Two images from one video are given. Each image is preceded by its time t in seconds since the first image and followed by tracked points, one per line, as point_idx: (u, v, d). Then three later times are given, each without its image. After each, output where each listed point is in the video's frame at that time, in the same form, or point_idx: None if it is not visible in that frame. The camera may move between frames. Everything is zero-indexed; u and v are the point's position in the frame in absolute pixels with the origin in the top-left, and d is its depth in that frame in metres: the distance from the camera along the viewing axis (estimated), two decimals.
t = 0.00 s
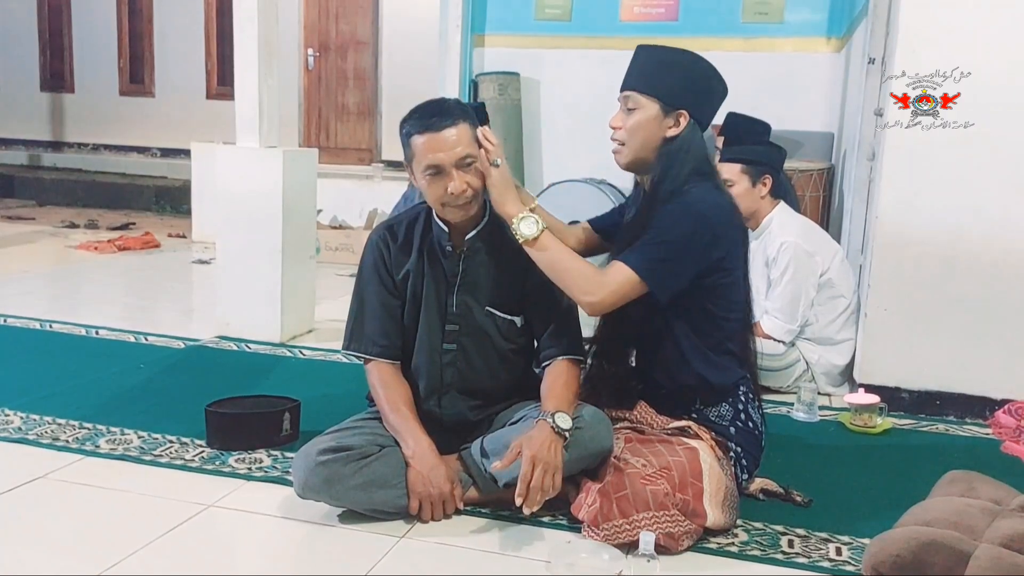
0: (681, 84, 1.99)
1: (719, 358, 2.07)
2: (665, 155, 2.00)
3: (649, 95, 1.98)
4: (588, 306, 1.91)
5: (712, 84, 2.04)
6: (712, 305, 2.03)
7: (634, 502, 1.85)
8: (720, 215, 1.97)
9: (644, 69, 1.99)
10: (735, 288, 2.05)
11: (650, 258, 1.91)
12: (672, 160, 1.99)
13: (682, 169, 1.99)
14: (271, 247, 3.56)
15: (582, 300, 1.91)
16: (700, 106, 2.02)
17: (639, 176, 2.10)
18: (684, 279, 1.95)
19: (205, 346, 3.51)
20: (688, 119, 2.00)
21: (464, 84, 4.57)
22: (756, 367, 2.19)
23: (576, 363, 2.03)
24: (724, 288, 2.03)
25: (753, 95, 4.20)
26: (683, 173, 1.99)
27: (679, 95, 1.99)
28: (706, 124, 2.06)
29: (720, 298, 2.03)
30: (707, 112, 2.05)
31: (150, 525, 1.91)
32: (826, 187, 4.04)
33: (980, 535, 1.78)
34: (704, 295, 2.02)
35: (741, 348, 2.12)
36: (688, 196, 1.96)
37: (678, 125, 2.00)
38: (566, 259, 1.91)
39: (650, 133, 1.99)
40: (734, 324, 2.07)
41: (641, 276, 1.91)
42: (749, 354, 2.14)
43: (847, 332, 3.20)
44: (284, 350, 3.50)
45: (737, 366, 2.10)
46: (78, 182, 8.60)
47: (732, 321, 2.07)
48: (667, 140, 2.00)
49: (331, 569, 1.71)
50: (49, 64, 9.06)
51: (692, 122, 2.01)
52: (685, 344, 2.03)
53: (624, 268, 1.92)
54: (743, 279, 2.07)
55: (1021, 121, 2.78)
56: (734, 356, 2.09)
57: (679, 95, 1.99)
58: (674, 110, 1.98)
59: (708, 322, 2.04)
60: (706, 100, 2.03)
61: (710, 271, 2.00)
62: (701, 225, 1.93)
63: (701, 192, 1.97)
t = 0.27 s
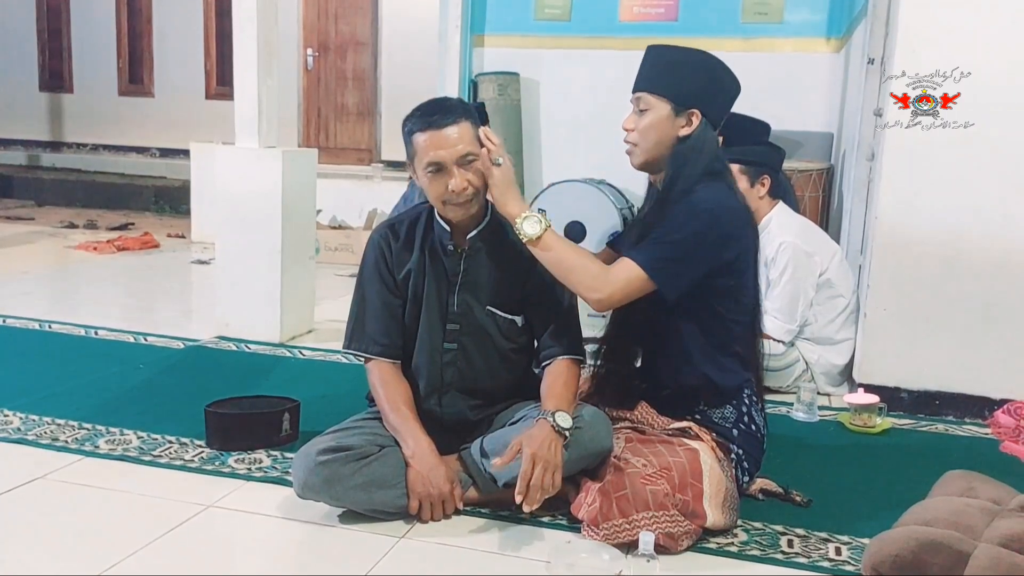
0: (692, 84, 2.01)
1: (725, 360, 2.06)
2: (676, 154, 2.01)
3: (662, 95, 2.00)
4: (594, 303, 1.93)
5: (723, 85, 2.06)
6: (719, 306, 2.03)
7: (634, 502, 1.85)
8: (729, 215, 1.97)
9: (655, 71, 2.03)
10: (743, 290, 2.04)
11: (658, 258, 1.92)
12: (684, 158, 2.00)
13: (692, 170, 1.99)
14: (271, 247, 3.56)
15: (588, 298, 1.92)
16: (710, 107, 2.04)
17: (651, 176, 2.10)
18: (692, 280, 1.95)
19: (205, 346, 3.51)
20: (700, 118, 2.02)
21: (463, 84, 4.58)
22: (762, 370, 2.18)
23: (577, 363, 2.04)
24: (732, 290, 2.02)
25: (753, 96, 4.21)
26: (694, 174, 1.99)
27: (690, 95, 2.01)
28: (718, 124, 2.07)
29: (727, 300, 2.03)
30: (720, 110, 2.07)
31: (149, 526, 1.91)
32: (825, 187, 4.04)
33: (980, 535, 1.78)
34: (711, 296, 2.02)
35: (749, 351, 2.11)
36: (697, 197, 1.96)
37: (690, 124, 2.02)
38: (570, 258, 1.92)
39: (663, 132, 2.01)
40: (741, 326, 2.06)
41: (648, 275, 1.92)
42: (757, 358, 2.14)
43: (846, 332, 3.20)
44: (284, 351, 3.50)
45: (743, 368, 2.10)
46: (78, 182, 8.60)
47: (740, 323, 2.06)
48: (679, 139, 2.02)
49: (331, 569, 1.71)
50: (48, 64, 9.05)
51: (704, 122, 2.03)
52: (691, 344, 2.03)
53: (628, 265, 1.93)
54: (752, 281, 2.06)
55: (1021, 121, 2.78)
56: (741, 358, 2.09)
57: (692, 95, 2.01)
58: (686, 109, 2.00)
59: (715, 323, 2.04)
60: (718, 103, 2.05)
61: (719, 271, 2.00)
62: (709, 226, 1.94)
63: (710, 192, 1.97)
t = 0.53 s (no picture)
0: (698, 84, 2.01)
1: (731, 360, 2.07)
2: (683, 154, 2.02)
3: (668, 96, 2.01)
4: (601, 299, 1.94)
5: (728, 85, 2.07)
6: (726, 306, 2.03)
7: (633, 502, 1.85)
8: (738, 214, 1.97)
9: (661, 71, 2.02)
10: (751, 290, 2.05)
11: (666, 254, 1.92)
12: (691, 158, 2.01)
13: (702, 168, 2.00)
14: (270, 247, 3.56)
15: (594, 294, 1.93)
16: (716, 106, 2.04)
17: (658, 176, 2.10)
18: (700, 278, 1.95)
19: (204, 346, 3.51)
20: (705, 118, 2.03)
21: (463, 84, 4.58)
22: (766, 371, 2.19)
23: (578, 363, 2.04)
24: (739, 289, 2.03)
25: (752, 96, 4.21)
26: (702, 173, 1.99)
27: (696, 96, 2.02)
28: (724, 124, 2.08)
29: (735, 300, 2.04)
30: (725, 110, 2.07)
31: (149, 526, 1.91)
32: (825, 187, 4.04)
33: (979, 535, 1.78)
34: (718, 296, 2.02)
35: (754, 352, 2.11)
36: (706, 195, 1.96)
37: (695, 124, 2.03)
38: (576, 256, 1.92)
39: (668, 133, 2.01)
40: (747, 327, 2.07)
41: (657, 272, 1.92)
42: (761, 359, 2.14)
43: (846, 331, 3.20)
44: (284, 351, 3.50)
45: (747, 369, 2.10)
46: (77, 182, 8.60)
47: (746, 324, 2.06)
48: (685, 139, 2.03)
49: (331, 569, 1.71)
50: (47, 64, 9.05)
51: (709, 121, 2.03)
52: (698, 343, 2.04)
53: (635, 260, 1.93)
54: (759, 282, 2.07)
55: (1021, 121, 2.78)
56: (746, 359, 2.09)
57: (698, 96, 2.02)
58: (690, 109, 2.01)
59: (722, 323, 2.04)
60: (725, 103, 2.06)
61: (727, 270, 2.00)
62: (718, 224, 1.94)
63: (719, 191, 1.97)
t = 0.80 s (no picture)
0: (701, 83, 2.01)
1: (735, 360, 2.07)
2: (685, 153, 2.02)
3: (669, 95, 2.00)
4: (604, 296, 1.94)
5: (731, 83, 2.06)
6: (732, 304, 2.03)
7: (632, 501, 1.85)
8: (742, 212, 1.97)
9: (664, 70, 2.02)
10: (755, 289, 2.06)
11: (671, 252, 1.92)
12: (693, 156, 2.00)
13: (708, 166, 1.99)
14: (270, 246, 3.56)
15: (599, 290, 1.93)
16: (719, 105, 2.03)
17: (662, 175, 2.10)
18: (705, 276, 1.95)
19: (203, 346, 3.50)
20: (706, 117, 2.02)
21: (463, 83, 4.58)
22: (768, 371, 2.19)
23: (577, 362, 2.04)
24: (743, 288, 2.03)
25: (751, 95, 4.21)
26: (706, 172, 1.99)
27: (697, 94, 2.01)
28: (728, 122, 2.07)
29: (740, 299, 2.04)
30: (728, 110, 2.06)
31: (148, 525, 1.91)
32: (824, 187, 4.04)
33: (979, 535, 1.78)
34: (722, 296, 2.02)
35: (757, 352, 2.12)
36: (711, 193, 1.96)
37: (696, 123, 2.02)
38: (580, 254, 1.92)
39: (669, 132, 2.01)
40: (752, 327, 2.07)
41: (662, 270, 1.92)
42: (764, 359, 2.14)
43: (846, 331, 3.20)
44: (283, 350, 3.50)
45: (751, 369, 2.10)
46: (76, 182, 8.59)
47: (751, 324, 2.07)
48: (686, 138, 2.03)
49: (331, 569, 1.71)
50: (46, 63, 9.04)
51: (710, 120, 2.02)
52: (702, 342, 2.04)
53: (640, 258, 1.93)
54: (763, 281, 2.07)
55: (1021, 121, 2.78)
56: (750, 358, 2.10)
57: (700, 95, 2.01)
58: (692, 108, 2.01)
59: (726, 322, 2.04)
60: (729, 102, 2.06)
61: (731, 269, 2.01)
62: (723, 222, 1.94)
63: (723, 189, 1.97)
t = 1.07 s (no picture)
0: (703, 83, 2.00)
1: (738, 359, 2.07)
2: (687, 153, 2.02)
3: (668, 97, 2.01)
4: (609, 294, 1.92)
5: (733, 82, 2.06)
6: (736, 303, 2.04)
7: (631, 501, 1.85)
8: (746, 211, 1.97)
9: (665, 71, 2.02)
10: (759, 288, 2.06)
11: (674, 250, 1.92)
12: (696, 157, 2.01)
13: (712, 164, 2.00)
14: (269, 246, 3.55)
15: (603, 288, 1.92)
16: (721, 105, 2.03)
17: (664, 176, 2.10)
18: (709, 274, 1.95)
19: (201, 345, 3.50)
20: (708, 117, 2.01)
21: (461, 83, 4.58)
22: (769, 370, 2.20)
23: (577, 362, 2.03)
24: (745, 288, 2.03)
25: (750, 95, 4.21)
26: (710, 172, 2.00)
27: (697, 95, 2.00)
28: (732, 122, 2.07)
29: (744, 298, 2.04)
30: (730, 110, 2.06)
31: (146, 525, 1.90)
32: (822, 186, 4.04)
33: (978, 534, 1.78)
34: (724, 295, 2.03)
35: (760, 351, 2.12)
36: (714, 191, 1.96)
37: (698, 124, 2.02)
38: (583, 252, 1.93)
39: (671, 134, 2.01)
40: (755, 326, 2.07)
41: (667, 267, 1.92)
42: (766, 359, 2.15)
43: (845, 330, 3.20)
44: (282, 350, 3.49)
45: (753, 368, 2.11)
46: (75, 181, 8.58)
47: (754, 323, 2.07)
48: (688, 139, 2.02)
49: (330, 569, 1.71)
50: (44, 63, 9.03)
51: (713, 120, 2.02)
52: (705, 341, 2.04)
53: (645, 257, 1.93)
54: (766, 280, 2.07)
55: (1020, 121, 2.78)
56: (752, 358, 2.10)
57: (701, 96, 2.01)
58: (692, 109, 2.00)
59: (728, 321, 2.04)
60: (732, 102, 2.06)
61: (735, 268, 2.01)
62: (727, 220, 1.94)
63: (727, 188, 1.97)
